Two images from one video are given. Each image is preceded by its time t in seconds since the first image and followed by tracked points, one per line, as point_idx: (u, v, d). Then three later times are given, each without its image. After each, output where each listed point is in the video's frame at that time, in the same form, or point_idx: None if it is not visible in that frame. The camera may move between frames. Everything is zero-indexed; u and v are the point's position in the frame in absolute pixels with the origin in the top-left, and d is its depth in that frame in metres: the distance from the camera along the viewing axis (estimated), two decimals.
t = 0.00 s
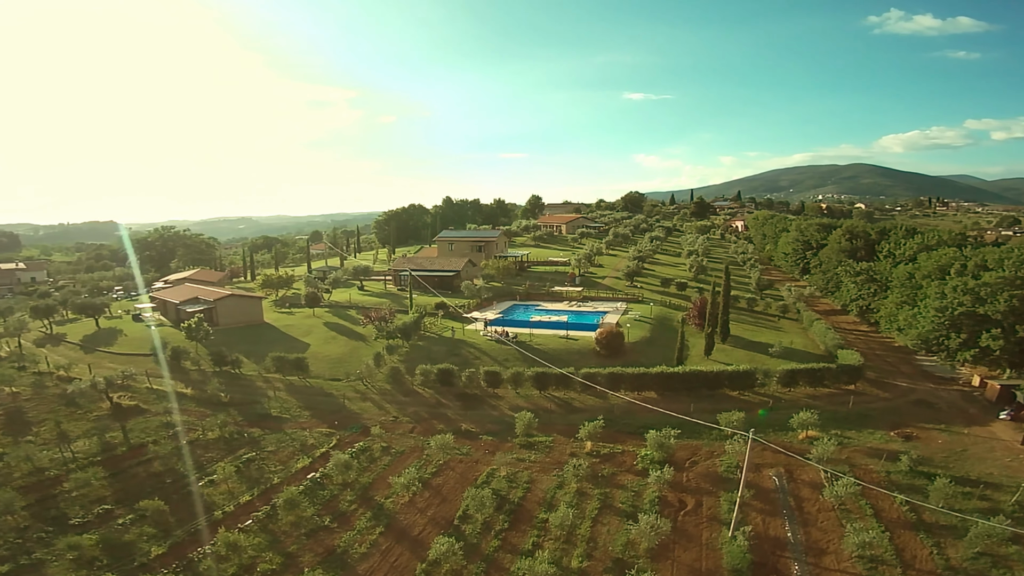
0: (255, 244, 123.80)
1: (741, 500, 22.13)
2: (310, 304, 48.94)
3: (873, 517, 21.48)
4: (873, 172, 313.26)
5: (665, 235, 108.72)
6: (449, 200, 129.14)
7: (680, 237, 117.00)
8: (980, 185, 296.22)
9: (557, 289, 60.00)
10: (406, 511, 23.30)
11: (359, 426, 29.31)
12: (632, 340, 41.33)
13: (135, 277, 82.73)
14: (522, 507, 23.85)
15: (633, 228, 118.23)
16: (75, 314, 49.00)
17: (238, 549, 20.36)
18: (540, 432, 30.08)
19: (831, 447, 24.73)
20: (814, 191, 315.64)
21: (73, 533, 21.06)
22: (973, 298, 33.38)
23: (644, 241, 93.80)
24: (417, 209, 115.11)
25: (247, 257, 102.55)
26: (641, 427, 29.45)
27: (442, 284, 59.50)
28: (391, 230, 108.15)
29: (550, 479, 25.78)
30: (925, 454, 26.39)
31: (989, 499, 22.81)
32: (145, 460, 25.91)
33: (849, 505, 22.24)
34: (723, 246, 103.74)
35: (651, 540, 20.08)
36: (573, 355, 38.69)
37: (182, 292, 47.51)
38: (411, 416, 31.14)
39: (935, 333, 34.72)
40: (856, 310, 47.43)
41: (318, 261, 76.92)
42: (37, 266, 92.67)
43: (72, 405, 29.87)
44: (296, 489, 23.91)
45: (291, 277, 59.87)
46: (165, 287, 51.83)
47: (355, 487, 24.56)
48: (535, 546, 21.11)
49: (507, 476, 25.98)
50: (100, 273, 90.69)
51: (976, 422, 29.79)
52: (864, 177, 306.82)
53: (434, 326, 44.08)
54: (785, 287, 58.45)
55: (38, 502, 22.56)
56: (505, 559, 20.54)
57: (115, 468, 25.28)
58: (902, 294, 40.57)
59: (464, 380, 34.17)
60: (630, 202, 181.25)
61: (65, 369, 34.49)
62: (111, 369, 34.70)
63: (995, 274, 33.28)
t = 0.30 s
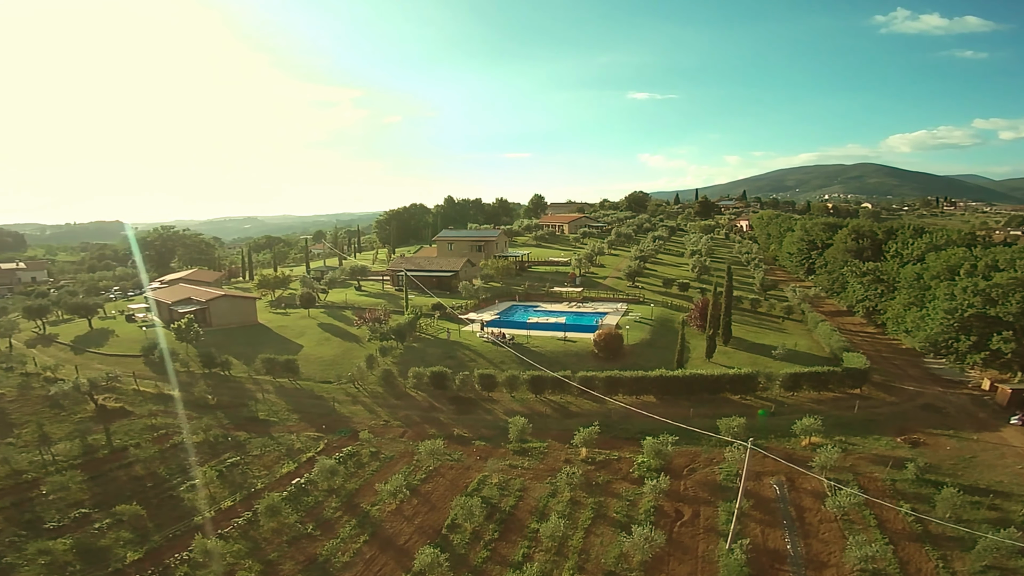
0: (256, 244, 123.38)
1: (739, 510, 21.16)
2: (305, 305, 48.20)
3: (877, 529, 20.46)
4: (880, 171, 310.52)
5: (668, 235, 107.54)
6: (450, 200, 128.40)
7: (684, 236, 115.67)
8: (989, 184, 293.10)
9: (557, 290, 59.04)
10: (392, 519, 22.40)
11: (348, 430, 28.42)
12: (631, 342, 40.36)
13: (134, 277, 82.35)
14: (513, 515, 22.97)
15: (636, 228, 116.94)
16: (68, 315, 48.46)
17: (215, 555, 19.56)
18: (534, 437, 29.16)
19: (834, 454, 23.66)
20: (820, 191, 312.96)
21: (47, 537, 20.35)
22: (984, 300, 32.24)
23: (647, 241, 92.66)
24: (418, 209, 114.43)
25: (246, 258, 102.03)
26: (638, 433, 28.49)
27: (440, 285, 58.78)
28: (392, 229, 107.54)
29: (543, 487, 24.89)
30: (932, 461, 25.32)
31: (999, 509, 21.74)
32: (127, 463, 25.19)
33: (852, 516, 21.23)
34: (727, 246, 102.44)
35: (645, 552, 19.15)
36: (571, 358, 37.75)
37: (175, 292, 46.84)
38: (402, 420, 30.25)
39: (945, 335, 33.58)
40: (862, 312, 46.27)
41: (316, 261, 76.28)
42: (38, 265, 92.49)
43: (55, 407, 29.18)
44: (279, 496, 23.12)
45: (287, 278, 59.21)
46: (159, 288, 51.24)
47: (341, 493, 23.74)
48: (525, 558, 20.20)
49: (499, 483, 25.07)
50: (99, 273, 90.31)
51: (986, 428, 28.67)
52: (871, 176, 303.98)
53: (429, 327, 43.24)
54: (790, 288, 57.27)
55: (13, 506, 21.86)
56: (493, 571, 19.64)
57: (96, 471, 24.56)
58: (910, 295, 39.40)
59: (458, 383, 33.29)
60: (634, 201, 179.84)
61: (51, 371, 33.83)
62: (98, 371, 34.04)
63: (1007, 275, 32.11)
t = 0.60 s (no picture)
0: (256, 245, 122.90)
1: (735, 522, 20.24)
2: (298, 306, 47.49)
3: (877, 542, 19.49)
4: (885, 172, 308.17)
5: (670, 236, 106.52)
6: (451, 201, 127.82)
7: (686, 237, 114.48)
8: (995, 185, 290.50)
9: (556, 292, 58.16)
10: (375, 528, 21.53)
11: (335, 435, 27.59)
12: (629, 345, 39.49)
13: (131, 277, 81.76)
14: (502, 525, 22.10)
15: (637, 229, 115.93)
16: (59, 316, 47.87)
17: (189, 564, 18.76)
18: (526, 444, 28.29)
19: (835, 462, 22.71)
20: (824, 191, 310.95)
21: (17, 543, 19.59)
22: (992, 302, 31.21)
23: (648, 242, 91.63)
24: (418, 209, 113.89)
25: (245, 259, 101.50)
26: (634, 440, 27.58)
27: (436, 286, 58.15)
28: (392, 230, 107.08)
29: (533, 496, 24.02)
30: (938, 469, 24.32)
31: (1007, 521, 20.74)
32: (105, 467, 24.41)
33: (853, 528, 20.27)
34: (729, 247, 101.31)
35: (636, 567, 18.22)
36: (566, 362, 36.86)
37: (167, 293, 46.16)
38: (391, 424, 29.38)
39: (951, 339, 32.56)
40: (866, 314, 45.24)
41: (314, 262, 75.72)
42: (37, 266, 91.97)
43: (36, 410, 28.43)
44: (259, 503, 22.33)
45: (282, 279, 58.58)
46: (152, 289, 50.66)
47: (323, 501, 22.92)
48: (512, 571, 19.30)
49: (488, 492, 24.20)
50: (97, 274, 89.75)
51: (995, 435, 27.62)
52: (876, 177, 301.76)
53: (423, 330, 42.46)
54: (792, 290, 56.26)
55: None
56: None
57: (72, 475, 23.77)
58: (916, 298, 38.36)
59: (449, 387, 32.44)
60: (636, 202, 178.75)
61: (36, 373, 33.13)
62: (83, 373, 33.33)
63: (1016, 277, 31.07)
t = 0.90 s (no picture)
0: (257, 244, 122.32)
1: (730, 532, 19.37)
2: (292, 306, 46.76)
3: (879, 553, 18.55)
4: (891, 170, 305.49)
5: (672, 235, 105.47)
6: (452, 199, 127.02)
7: (689, 236, 113.30)
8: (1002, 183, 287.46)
9: (554, 291, 57.33)
10: (359, 534, 20.75)
11: (322, 437, 26.82)
12: (627, 346, 38.63)
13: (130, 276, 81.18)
14: (491, 532, 21.28)
15: (640, 227, 114.90)
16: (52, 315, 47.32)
17: (163, 569, 18.04)
18: (519, 448, 27.48)
19: (836, 468, 21.75)
20: (830, 190, 308.53)
21: None
22: (1002, 302, 30.19)
23: (650, 240, 90.65)
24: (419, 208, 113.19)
25: (244, 257, 100.71)
26: (629, 445, 26.73)
27: (433, 285, 57.52)
28: (392, 229, 106.40)
29: (524, 503, 23.20)
30: (944, 476, 23.36)
31: (1016, 531, 19.77)
32: (85, 468, 23.69)
33: (853, 538, 19.33)
34: (733, 245, 100.15)
35: None
36: (563, 364, 36.02)
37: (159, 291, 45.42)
38: (380, 427, 28.61)
39: (959, 340, 31.57)
40: (872, 314, 44.21)
41: (312, 261, 75.14)
42: (36, 265, 91.28)
43: (18, 410, 27.74)
44: (240, 507, 21.61)
45: (278, 277, 57.96)
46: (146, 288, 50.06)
47: (307, 506, 22.18)
48: None
49: (477, 498, 23.39)
50: (95, 273, 89.11)
51: (1003, 439, 26.64)
52: (882, 176, 299.09)
53: (418, 330, 41.74)
54: (795, 289, 55.22)
55: None
56: None
57: (51, 476, 23.06)
58: (922, 298, 37.34)
59: (442, 389, 31.64)
60: (640, 201, 177.54)
61: (21, 372, 32.47)
62: (69, 373, 32.66)
63: None
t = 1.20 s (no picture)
0: (258, 244, 121.72)
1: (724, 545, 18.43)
2: (285, 306, 46.13)
3: (879, 568, 17.56)
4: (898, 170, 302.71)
5: (675, 235, 104.38)
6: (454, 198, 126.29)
7: (692, 236, 112.05)
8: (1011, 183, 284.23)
9: (553, 292, 56.52)
10: (339, 542, 19.96)
11: (308, 441, 26.07)
12: (624, 349, 37.76)
13: (129, 275, 80.57)
14: (477, 542, 20.46)
15: (643, 227, 113.86)
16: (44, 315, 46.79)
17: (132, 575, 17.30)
18: (510, 454, 26.65)
19: (836, 478, 20.77)
20: (836, 190, 305.96)
21: None
22: (1012, 304, 29.14)
23: (652, 240, 89.60)
24: (420, 208, 112.59)
25: (244, 257, 100.24)
26: (623, 452, 25.87)
27: (431, 285, 56.86)
28: (393, 228, 105.86)
29: (513, 512, 22.33)
30: (949, 485, 22.36)
31: None
32: (62, 471, 22.96)
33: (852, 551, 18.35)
34: (736, 245, 98.99)
35: None
36: (558, 367, 35.18)
37: (151, 292, 44.88)
38: (368, 431, 27.85)
39: (967, 343, 30.51)
40: (877, 316, 43.10)
41: (310, 261, 74.66)
42: (37, 265, 90.63)
43: None
44: (218, 512, 20.88)
45: (274, 277, 57.41)
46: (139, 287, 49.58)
47: (287, 512, 21.43)
48: None
49: (465, 505, 22.55)
50: (95, 272, 88.47)
51: (1012, 446, 25.62)
52: (890, 176, 296.33)
53: (412, 331, 41.04)
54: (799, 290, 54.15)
55: None
56: None
57: (25, 479, 22.32)
58: (929, 299, 36.27)
59: (433, 393, 30.86)
60: (644, 200, 176.35)
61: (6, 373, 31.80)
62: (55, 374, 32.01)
63: None
